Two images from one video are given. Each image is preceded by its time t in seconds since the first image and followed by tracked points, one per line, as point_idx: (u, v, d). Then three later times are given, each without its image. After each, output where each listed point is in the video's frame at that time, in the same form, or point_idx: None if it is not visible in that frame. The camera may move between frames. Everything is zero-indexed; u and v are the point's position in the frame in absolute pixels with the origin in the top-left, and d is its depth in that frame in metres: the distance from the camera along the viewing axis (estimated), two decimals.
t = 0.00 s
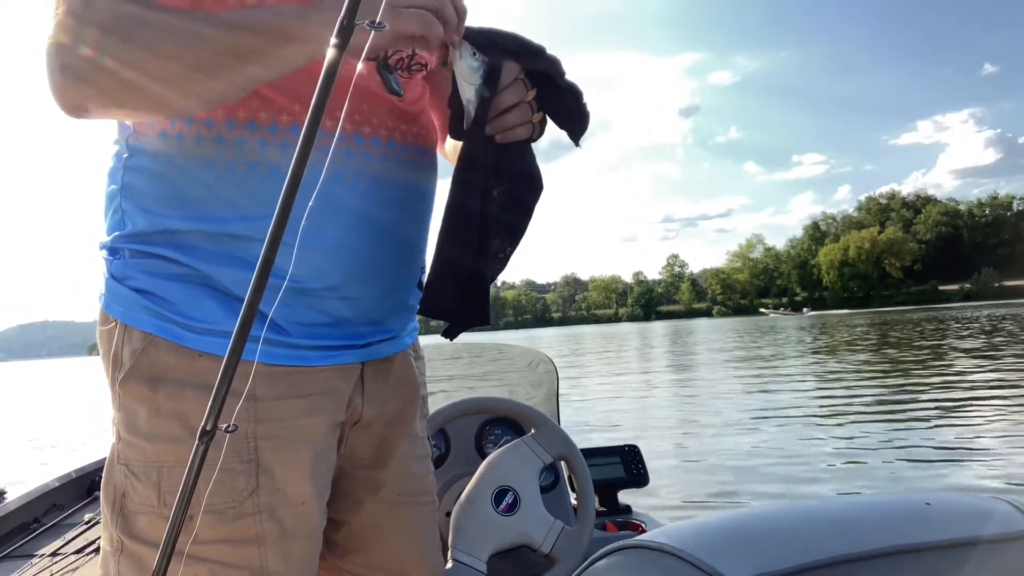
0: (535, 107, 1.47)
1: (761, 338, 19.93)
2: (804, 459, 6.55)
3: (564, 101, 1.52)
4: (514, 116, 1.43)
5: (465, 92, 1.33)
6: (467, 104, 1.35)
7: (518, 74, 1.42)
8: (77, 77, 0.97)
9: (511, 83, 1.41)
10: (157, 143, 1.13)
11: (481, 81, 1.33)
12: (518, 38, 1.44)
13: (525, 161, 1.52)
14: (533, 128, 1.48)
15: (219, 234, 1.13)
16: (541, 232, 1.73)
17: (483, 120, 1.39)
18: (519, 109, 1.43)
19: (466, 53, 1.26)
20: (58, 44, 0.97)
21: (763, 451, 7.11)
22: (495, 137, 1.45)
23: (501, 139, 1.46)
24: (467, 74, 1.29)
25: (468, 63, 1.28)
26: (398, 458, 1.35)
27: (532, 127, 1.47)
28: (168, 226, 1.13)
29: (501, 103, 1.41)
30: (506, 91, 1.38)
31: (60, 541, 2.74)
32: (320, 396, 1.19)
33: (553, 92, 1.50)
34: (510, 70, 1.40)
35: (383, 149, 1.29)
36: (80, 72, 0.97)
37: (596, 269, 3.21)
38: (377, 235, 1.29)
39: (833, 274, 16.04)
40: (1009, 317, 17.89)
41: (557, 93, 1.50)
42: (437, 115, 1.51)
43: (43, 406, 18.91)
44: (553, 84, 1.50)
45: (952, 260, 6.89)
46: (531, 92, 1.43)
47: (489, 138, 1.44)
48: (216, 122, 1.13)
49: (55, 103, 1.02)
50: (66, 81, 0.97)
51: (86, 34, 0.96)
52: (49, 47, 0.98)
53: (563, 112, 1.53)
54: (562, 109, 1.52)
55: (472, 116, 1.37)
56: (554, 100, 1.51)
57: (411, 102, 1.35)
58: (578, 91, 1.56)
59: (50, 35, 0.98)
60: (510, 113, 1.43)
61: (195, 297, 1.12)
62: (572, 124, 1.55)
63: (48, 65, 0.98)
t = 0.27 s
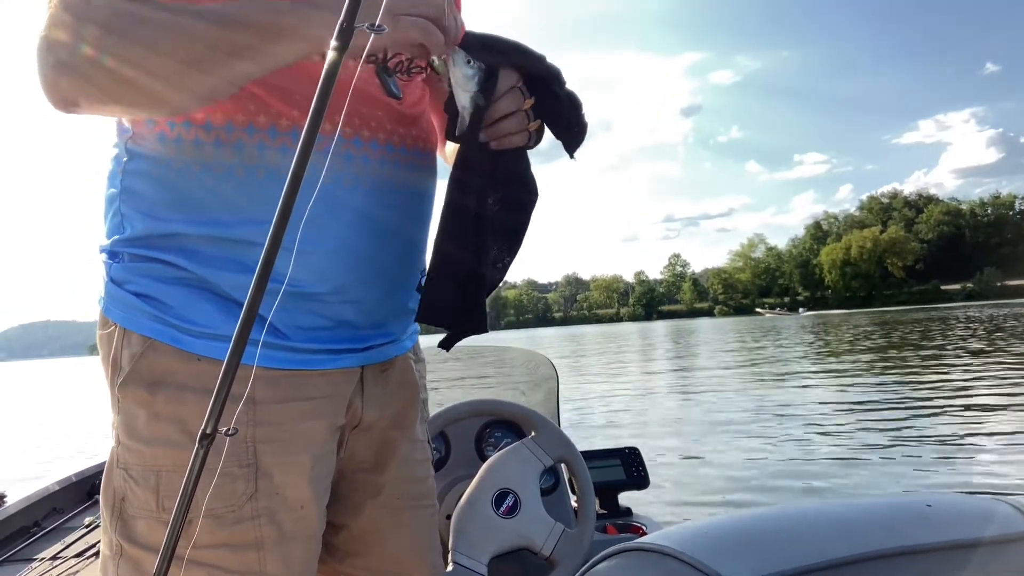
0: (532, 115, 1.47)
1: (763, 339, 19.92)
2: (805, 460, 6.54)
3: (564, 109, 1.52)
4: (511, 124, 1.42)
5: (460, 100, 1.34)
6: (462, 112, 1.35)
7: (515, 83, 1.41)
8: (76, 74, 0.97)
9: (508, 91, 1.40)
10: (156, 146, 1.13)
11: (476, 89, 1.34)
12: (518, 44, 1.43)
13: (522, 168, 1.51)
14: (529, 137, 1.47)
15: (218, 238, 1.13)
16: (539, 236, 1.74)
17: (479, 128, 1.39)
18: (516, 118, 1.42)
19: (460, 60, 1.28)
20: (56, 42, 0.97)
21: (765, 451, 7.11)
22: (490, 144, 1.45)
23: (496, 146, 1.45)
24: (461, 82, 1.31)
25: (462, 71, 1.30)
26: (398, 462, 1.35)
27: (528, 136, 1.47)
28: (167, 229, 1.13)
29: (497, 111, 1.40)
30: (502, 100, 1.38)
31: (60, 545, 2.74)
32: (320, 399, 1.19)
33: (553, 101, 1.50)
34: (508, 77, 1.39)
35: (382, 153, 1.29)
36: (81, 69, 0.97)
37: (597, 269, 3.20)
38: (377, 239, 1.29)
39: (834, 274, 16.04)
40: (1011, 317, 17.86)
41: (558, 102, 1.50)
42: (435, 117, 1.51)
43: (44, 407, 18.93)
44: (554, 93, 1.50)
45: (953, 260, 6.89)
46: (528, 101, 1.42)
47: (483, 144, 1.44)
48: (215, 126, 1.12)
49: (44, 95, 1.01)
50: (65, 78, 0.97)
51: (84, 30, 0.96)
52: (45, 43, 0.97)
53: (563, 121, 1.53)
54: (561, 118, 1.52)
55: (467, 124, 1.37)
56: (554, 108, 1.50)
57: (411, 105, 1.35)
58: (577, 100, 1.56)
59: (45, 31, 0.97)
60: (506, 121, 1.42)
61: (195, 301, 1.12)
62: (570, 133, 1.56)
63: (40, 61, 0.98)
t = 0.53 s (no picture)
0: (537, 119, 1.49)
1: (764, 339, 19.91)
2: (806, 460, 6.54)
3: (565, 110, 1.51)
4: (517, 131, 1.45)
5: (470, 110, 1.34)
6: (471, 123, 1.36)
7: (520, 90, 1.44)
8: (77, 77, 0.96)
9: (514, 99, 1.43)
10: (155, 147, 1.13)
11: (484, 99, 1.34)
12: (519, 51, 1.45)
13: (525, 171, 1.55)
14: (534, 141, 1.50)
15: (218, 240, 1.13)
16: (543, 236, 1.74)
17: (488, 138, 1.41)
18: (522, 124, 1.45)
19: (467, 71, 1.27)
20: (57, 43, 0.96)
21: (766, 451, 7.10)
22: (498, 152, 1.47)
23: (505, 154, 1.48)
24: (469, 92, 1.30)
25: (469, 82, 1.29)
26: (397, 463, 1.35)
27: (534, 140, 1.50)
28: (166, 230, 1.13)
29: (504, 120, 1.43)
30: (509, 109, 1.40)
31: (59, 546, 2.74)
32: (319, 401, 1.19)
33: (555, 102, 1.50)
34: (511, 85, 1.41)
35: (383, 154, 1.29)
36: (84, 71, 0.96)
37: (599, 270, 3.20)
38: (377, 240, 1.29)
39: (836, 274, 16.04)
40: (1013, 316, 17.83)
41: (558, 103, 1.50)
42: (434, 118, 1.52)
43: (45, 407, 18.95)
44: (554, 95, 1.49)
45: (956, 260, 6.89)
46: (533, 107, 1.45)
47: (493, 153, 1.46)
48: (214, 128, 1.12)
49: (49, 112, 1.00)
50: (66, 82, 0.96)
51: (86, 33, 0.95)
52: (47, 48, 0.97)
53: (566, 122, 1.53)
54: (565, 120, 1.52)
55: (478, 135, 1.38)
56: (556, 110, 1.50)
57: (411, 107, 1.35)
58: (577, 99, 1.57)
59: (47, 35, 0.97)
60: (512, 129, 1.44)
61: (194, 302, 1.12)
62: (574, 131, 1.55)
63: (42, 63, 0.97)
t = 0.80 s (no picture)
0: (535, 114, 1.48)
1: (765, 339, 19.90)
2: (806, 460, 6.54)
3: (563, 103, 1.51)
4: (515, 130, 1.45)
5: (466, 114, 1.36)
6: (468, 127, 1.38)
7: (514, 88, 1.42)
8: (73, 75, 0.96)
9: (509, 98, 1.42)
10: (155, 146, 1.13)
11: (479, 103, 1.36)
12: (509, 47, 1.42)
13: (527, 168, 1.54)
14: (534, 137, 1.50)
15: (218, 238, 1.13)
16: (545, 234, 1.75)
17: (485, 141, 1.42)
18: (520, 122, 1.45)
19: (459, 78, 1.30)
20: (54, 42, 0.96)
21: (766, 451, 7.10)
22: (498, 152, 1.47)
23: (506, 153, 1.48)
24: (463, 97, 1.33)
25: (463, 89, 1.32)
26: (396, 461, 1.35)
27: (534, 135, 1.50)
28: (166, 229, 1.13)
29: (501, 120, 1.43)
30: (505, 109, 1.40)
31: (58, 544, 2.74)
32: (318, 399, 1.19)
33: (550, 97, 1.49)
34: (505, 83, 1.40)
35: (382, 153, 1.29)
36: (83, 69, 0.96)
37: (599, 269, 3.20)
38: (376, 239, 1.29)
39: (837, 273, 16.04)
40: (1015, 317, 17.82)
41: (554, 97, 1.49)
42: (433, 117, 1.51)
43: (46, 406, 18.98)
44: (550, 88, 1.48)
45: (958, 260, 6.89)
46: (530, 105, 1.44)
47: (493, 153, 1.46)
48: (213, 126, 1.13)
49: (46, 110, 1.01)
50: (63, 81, 0.96)
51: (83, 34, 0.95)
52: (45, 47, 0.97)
53: (563, 114, 1.52)
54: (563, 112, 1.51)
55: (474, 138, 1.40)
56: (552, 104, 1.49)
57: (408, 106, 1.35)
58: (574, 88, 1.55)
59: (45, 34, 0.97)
60: (510, 128, 1.45)
61: (193, 301, 1.12)
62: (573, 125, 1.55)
63: (40, 61, 0.97)
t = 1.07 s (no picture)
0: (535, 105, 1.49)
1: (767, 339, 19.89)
2: (807, 460, 6.54)
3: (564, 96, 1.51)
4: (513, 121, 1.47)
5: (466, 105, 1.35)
6: (467, 119, 1.37)
7: (513, 79, 1.45)
8: (66, 68, 0.97)
9: (508, 89, 1.44)
10: (153, 143, 1.13)
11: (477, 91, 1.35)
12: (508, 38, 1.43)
13: (528, 164, 1.56)
14: (534, 128, 1.51)
15: (216, 235, 1.14)
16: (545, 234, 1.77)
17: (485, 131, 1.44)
18: (519, 113, 1.46)
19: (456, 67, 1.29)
20: (46, 37, 0.97)
21: (767, 451, 7.10)
22: (498, 143, 1.49)
23: (506, 143, 1.50)
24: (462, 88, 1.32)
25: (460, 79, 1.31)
26: (395, 457, 1.35)
27: (534, 126, 1.50)
28: (165, 225, 1.13)
29: (500, 111, 1.45)
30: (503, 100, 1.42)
31: (58, 539, 2.75)
32: (316, 394, 1.20)
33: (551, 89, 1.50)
34: (504, 74, 1.42)
35: (380, 150, 1.29)
36: (74, 63, 0.96)
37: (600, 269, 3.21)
38: (375, 235, 1.29)
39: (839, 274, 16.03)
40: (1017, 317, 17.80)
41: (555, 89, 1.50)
42: (432, 114, 1.51)
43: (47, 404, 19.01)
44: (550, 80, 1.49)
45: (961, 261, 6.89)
46: (529, 94, 1.46)
47: (492, 145, 1.48)
48: (211, 123, 1.13)
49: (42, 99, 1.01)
50: (56, 74, 0.97)
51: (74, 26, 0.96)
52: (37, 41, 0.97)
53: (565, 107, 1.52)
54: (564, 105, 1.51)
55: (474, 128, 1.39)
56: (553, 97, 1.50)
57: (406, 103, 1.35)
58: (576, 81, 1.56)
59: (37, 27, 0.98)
60: (511, 118, 1.46)
61: (192, 297, 1.13)
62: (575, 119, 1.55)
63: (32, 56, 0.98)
